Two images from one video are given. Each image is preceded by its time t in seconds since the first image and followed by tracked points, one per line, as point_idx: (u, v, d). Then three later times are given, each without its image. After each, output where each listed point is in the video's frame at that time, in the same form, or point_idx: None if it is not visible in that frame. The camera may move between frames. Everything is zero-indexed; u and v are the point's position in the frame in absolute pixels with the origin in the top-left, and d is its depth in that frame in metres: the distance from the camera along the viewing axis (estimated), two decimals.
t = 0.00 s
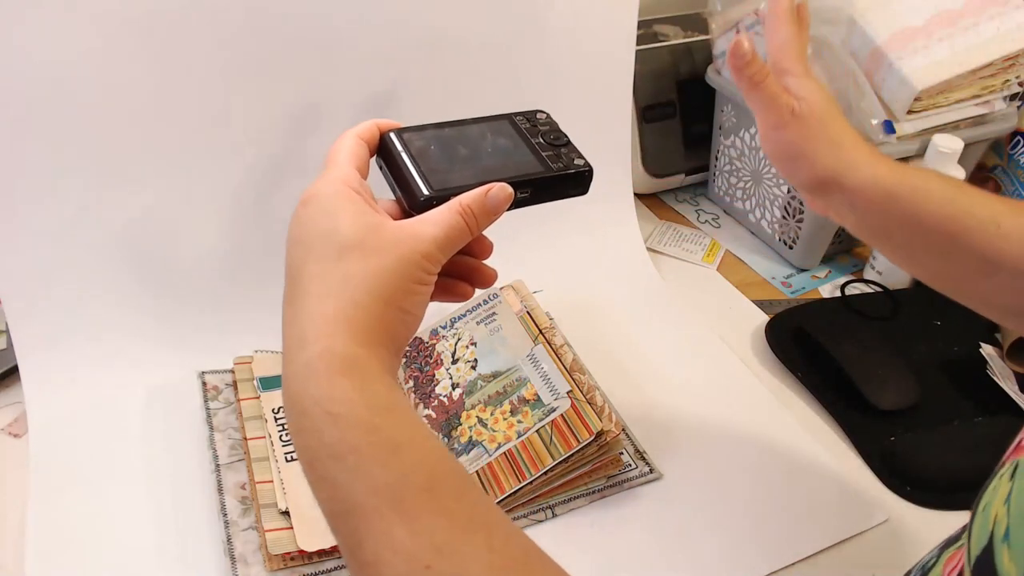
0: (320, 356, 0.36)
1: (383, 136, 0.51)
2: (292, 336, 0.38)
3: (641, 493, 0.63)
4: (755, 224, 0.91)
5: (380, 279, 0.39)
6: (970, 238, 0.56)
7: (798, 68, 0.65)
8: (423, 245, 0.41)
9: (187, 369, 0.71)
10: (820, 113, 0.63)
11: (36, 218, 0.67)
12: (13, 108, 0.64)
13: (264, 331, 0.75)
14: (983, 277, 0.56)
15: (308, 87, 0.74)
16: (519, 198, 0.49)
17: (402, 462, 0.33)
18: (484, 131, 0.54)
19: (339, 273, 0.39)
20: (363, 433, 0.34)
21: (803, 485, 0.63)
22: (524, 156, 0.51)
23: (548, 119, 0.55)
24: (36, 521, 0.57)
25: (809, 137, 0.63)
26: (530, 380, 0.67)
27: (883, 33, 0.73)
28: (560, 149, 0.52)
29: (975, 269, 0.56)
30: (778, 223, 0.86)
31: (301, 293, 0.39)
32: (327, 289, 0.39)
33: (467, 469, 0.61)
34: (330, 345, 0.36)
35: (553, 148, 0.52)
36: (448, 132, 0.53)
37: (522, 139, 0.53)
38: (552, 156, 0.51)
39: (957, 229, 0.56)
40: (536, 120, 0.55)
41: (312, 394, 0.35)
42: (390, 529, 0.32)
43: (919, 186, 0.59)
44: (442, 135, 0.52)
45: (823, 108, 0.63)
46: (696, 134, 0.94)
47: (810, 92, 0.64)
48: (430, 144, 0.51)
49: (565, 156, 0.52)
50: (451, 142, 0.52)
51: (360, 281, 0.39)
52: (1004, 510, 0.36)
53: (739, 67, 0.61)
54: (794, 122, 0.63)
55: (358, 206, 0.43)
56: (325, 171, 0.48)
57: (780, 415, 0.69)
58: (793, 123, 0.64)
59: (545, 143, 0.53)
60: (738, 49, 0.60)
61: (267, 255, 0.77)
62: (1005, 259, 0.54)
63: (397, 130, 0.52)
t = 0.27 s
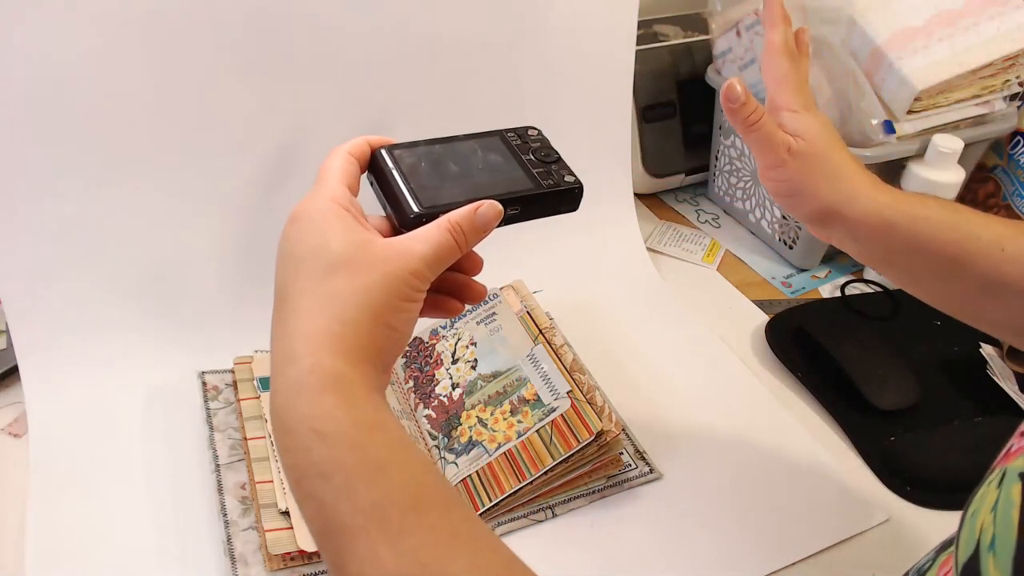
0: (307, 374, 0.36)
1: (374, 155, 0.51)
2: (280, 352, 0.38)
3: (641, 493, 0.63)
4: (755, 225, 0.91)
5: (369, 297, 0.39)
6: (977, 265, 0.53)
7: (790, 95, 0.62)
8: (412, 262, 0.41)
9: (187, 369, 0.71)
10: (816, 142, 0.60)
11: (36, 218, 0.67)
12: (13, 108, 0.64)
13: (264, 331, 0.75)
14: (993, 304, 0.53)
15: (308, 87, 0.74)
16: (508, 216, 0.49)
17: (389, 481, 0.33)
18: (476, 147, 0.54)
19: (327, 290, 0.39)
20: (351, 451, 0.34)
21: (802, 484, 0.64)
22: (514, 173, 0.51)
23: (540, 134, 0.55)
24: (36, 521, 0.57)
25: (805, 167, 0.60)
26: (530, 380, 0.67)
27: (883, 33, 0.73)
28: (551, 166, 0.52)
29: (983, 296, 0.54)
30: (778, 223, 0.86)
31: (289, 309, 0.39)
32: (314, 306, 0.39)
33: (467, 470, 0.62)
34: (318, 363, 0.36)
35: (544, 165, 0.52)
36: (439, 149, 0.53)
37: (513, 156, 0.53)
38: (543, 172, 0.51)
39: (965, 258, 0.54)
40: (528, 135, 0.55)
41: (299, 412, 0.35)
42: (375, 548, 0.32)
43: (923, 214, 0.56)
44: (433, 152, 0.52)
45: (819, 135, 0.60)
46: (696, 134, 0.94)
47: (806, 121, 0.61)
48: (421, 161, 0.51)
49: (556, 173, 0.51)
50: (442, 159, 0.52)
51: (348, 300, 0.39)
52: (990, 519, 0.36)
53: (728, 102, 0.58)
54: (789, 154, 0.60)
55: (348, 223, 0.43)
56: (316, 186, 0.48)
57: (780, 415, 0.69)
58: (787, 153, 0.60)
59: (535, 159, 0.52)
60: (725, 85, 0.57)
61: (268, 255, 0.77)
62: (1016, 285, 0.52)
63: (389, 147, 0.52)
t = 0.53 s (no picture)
0: (300, 378, 0.36)
1: (372, 154, 0.51)
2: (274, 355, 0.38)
3: (641, 493, 0.63)
4: (755, 225, 0.91)
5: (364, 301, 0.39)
6: (975, 264, 0.55)
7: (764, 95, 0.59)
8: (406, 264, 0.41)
9: (187, 369, 0.71)
10: (805, 154, 0.59)
11: (35, 218, 0.67)
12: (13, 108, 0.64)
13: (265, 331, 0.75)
14: (991, 302, 0.56)
15: (308, 87, 0.74)
16: (506, 216, 0.49)
17: (381, 487, 0.33)
18: (473, 145, 0.54)
19: (321, 295, 0.39)
20: (342, 456, 0.34)
21: (801, 484, 0.64)
22: (512, 173, 0.51)
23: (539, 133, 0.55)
24: (37, 521, 0.57)
25: (795, 178, 0.59)
26: (530, 380, 0.67)
27: (883, 34, 0.74)
28: (549, 166, 0.52)
29: (982, 296, 0.56)
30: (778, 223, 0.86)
31: (283, 313, 0.39)
32: (309, 311, 0.39)
33: (468, 470, 0.62)
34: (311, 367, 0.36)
35: (542, 165, 0.52)
36: (437, 149, 0.53)
37: (512, 156, 0.53)
38: (541, 173, 0.51)
39: (965, 257, 0.55)
40: (526, 134, 0.55)
41: (292, 415, 0.35)
42: (366, 552, 0.32)
43: (920, 218, 0.57)
44: (432, 151, 0.52)
45: (805, 145, 0.59)
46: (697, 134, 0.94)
47: (787, 130, 0.59)
48: (419, 162, 0.51)
49: (554, 173, 0.51)
50: (439, 159, 0.51)
51: (342, 304, 0.39)
52: (975, 527, 0.37)
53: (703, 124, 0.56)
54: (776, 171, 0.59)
55: (344, 226, 0.43)
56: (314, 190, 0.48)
57: (780, 416, 0.69)
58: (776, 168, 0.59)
59: (534, 159, 0.52)
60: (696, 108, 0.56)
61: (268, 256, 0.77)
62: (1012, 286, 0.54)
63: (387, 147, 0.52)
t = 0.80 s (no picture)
0: (312, 389, 0.36)
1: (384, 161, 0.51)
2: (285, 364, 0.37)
3: (641, 493, 0.63)
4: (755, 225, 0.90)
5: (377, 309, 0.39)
6: (927, 252, 0.50)
7: (660, 132, 0.55)
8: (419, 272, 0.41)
9: (187, 369, 0.71)
10: (731, 185, 0.51)
11: (35, 218, 0.67)
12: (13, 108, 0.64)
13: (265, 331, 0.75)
14: (946, 294, 0.51)
15: (308, 86, 0.74)
16: (517, 225, 0.49)
17: (394, 501, 0.33)
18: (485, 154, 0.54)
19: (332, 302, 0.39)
20: (356, 470, 0.34)
21: (802, 484, 0.64)
22: (523, 182, 0.51)
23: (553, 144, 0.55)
24: (36, 521, 0.57)
25: (733, 218, 0.50)
26: (530, 380, 0.66)
27: (883, 33, 0.74)
28: (560, 176, 0.52)
29: (937, 287, 0.51)
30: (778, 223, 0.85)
31: (293, 322, 0.39)
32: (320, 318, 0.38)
33: (468, 469, 0.62)
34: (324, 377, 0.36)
35: (553, 174, 0.52)
36: (448, 156, 0.52)
37: (523, 165, 0.53)
38: (552, 183, 0.51)
39: (914, 244, 0.50)
40: (539, 144, 0.55)
41: (305, 427, 0.35)
42: (381, 568, 0.32)
43: (859, 211, 0.51)
44: (443, 159, 0.52)
45: (728, 177, 0.51)
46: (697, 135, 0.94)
47: (694, 160, 0.52)
48: (430, 169, 0.51)
49: (565, 183, 0.51)
50: (451, 166, 0.51)
51: (355, 311, 0.38)
52: (961, 561, 0.37)
53: (622, 238, 0.46)
54: (714, 221, 0.50)
55: (354, 232, 0.43)
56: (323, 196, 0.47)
57: (780, 416, 0.69)
58: (715, 213, 0.50)
59: (546, 168, 0.52)
60: (602, 224, 0.46)
61: (268, 255, 0.77)
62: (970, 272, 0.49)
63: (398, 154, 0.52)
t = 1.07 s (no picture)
0: (348, 430, 0.35)
1: (413, 184, 0.49)
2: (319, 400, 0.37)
3: (641, 493, 0.63)
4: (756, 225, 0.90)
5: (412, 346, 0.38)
6: (900, 264, 0.51)
7: (630, 150, 0.57)
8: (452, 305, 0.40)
9: (187, 369, 0.71)
10: (700, 209, 0.51)
11: (34, 217, 0.67)
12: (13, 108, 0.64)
13: (265, 331, 0.75)
14: (921, 306, 0.52)
15: (307, 87, 0.74)
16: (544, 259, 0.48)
17: (426, 550, 0.33)
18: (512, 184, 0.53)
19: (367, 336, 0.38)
20: (389, 516, 0.34)
21: (801, 483, 0.64)
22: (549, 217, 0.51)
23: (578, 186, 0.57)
24: (38, 521, 0.57)
25: (702, 244, 0.51)
26: (530, 380, 0.67)
27: (883, 34, 0.74)
28: (583, 215, 0.52)
29: (912, 300, 0.51)
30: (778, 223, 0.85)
31: (327, 355, 0.38)
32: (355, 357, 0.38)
33: (468, 470, 0.62)
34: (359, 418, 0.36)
35: (576, 213, 0.52)
36: (476, 183, 0.51)
37: (547, 201, 0.53)
38: (575, 220, 0.51)
39: (887, 256, 0.51)
40: (563, 182, 0.56)
41: (339, 470, 0.35)
42: None
43: (831, 229, 0.51)
44: (471, 185, 0.51)
45: (696, 201, 0.52)
46: (697, 135, 0.94)
47: (664, 183, 0.54)
48: (459, 196, 0.49)
49: (587, 222, 0.52)
50: (479, 195, 0.50)
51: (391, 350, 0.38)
52: None
53: (587, 282, 0.47)
54: (685, 248, 0.51)
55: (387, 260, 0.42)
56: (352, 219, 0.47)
57: (780, 417, 0.69)
58: (684, 240, 0.51)
59: (571, 205, 0.53)
60: (566, 270, 0.47)
61: (267, 255, 0.77)
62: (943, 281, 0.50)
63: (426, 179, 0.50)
